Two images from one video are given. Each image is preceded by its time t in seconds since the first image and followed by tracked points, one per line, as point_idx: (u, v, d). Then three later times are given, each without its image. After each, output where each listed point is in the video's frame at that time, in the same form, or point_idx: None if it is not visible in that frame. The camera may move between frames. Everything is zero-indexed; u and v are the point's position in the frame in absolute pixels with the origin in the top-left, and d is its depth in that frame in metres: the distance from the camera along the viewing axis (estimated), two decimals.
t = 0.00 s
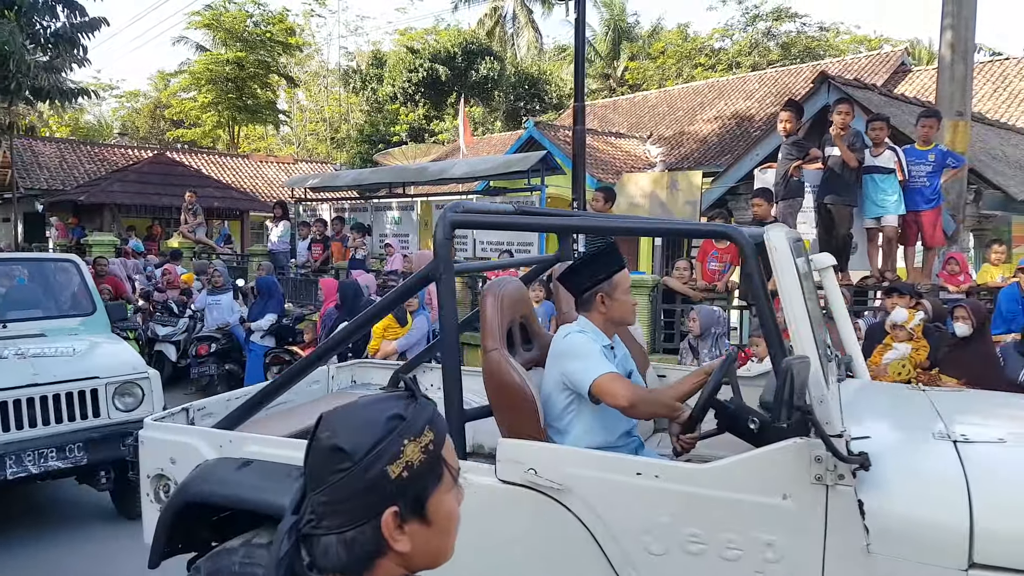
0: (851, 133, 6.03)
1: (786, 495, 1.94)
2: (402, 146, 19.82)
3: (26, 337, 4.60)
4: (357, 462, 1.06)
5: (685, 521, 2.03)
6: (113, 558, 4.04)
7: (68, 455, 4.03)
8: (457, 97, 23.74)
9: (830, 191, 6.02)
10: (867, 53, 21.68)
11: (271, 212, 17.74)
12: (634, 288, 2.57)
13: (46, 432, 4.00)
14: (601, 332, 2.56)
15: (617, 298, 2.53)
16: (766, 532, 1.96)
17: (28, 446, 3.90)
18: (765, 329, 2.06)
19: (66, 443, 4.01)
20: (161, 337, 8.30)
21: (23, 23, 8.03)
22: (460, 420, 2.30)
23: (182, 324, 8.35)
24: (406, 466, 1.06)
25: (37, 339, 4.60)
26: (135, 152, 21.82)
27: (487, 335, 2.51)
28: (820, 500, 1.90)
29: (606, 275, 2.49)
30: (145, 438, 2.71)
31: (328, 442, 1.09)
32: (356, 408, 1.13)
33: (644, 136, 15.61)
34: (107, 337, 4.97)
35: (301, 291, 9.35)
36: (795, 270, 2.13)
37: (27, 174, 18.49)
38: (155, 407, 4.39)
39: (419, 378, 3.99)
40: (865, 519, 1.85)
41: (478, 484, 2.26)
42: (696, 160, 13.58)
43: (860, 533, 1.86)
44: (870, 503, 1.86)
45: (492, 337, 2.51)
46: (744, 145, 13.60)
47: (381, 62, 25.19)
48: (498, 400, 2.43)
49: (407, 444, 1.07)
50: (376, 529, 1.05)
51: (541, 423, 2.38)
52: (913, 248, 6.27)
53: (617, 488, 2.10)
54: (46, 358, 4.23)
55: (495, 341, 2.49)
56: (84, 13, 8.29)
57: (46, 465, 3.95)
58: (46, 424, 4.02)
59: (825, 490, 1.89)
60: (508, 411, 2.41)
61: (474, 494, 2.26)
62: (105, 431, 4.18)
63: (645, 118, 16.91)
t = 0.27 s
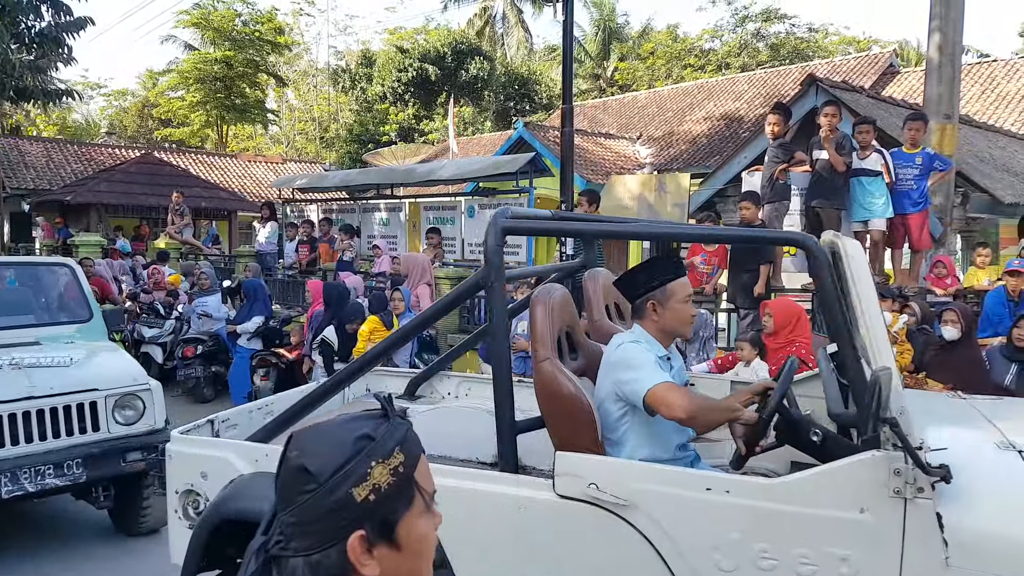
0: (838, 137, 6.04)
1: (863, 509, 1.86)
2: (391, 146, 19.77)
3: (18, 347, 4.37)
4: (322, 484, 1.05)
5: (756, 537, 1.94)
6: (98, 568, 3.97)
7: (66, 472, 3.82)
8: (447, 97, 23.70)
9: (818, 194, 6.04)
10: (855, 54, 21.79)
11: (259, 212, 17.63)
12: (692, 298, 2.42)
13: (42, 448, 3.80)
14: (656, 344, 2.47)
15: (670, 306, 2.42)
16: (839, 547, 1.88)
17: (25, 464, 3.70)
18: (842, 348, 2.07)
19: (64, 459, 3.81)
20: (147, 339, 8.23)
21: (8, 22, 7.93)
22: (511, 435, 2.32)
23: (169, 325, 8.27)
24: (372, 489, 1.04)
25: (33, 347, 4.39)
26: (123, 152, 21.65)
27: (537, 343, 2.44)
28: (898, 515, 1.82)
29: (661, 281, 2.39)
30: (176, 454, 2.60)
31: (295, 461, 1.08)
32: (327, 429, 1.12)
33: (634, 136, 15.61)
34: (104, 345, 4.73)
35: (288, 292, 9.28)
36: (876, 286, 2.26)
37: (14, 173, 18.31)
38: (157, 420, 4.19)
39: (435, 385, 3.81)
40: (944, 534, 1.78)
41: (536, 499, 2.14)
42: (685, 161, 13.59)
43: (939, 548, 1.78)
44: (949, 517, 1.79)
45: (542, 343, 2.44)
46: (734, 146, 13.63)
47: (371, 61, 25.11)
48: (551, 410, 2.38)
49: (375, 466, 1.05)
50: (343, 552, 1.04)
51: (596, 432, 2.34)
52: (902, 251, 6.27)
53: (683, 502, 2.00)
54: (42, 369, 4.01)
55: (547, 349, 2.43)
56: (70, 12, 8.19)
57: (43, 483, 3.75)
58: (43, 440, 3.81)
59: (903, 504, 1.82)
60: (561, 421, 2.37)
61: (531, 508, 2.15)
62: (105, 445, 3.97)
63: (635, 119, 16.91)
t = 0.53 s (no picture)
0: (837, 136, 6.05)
1: (945, 520, 1.76)
2: (387, 145, 19.75)
3: (25, 353, 4.20)
4: (295, 495, 1.03)
5: (832, 549, 1.82)
6: (91, 572, 3.91)
7: (77, 484, 3.62)
8: (443, 96, 23.66)
9: (816, 193, 6.08)
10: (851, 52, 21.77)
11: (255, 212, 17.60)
12: (754, 306, 2.22)
13: (52, 460, 3.61)
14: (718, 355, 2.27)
15: (725, 314, 2.23)
16: (918, 559, 1.77)
17: (34, 477, 3.50)
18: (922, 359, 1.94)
19: (75, 471, 3.60)
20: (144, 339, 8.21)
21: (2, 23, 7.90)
22: (565, 443, 2.20)
23: (164, 326, 8.23)
24: (344, 503, 1.02)
25: (40, 353, 4.20)
26: (119, 152, 21.60)
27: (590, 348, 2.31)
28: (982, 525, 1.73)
29: (716, 287, 2.21)
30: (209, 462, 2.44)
31: (269, 472, 1.06)
32: (301, 442, 1.09)
33: (630, 135, 15.59)
34: (113, 351, 4.54)
35: (282, 292, 9.25)
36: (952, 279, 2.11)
37: (10, 174, 18.28)
38: (170, 429, 3.98)
39: (455, 392, 3.58)
40: None
41: (597, 510, 2.00)
42: (681, 160, 13.56)
43: None
44: None
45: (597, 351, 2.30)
46: (731, 145, 13.60)
47: (367, 61, 25.08)
48: (609, 424, 2.22)
49: (348, 479, 1.03)
50: (313, 568, 1.02)
51: (654, 442, 2.17)
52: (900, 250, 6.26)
53: (751, 515, 1.87)
54: (51, 377, 3.82)
55: (603, 358, 2.29)
56: (64, 13, 8.14)
57: (53, 496, 3.54)
58: (52, 451, 3.62)
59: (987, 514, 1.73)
60: (616, 431, 2.21)
61: (592, 520, 2.00)
62: (117, 457, 3.76)
63: (631, 117, 16.88)
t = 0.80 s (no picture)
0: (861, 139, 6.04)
1: None
2: (404, 146, 19.78)
3: (59, 360, 3.95)
4: (284, 520, 1.02)
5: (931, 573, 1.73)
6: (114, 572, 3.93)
7: (116, 497, 3.39)
8: (459, 97, 23.65)
9: (840, 196, 6.11)
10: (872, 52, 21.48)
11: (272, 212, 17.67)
12: (825, 320, 2.08)
13: (91, 471, 3.38)
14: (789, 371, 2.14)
15: (794, 329, 2.10)
16: None
17: (73, 489, 3.27)
18: (1017, 366, 1.91)
19: (114, 483, 3.37)
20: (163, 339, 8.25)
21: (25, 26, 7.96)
22: (643, 460, 2.07)
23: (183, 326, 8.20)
24: (335, 528, 1.01)
25: (74, 359, 3.99)
26: (140, 153, 21.79)
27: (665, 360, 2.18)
28: None
29: (784, 301, 2.08)
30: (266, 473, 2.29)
31: (263, 496, 1.06)
32: (299, 465, 1.09)
33: (647, 136, 15.49)
34: (149, 358, 4.28)
35: (298, 292, 9.25)
36: None
37: (33, 173, 18.49)
38: (211, 440, 3.74)
39: (495, 399, 3.44)
40: None
41: (680, 528, 1.89)
42: (700, 161, 13.44)
43: None
44: None
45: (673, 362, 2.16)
46: (749, 145, 13.46)
47: (384, 62, 25.14)
48: (688, 440, 2.10)
49: (339, 503, 1.02)
50: None
51: (737, 460, 2.06)
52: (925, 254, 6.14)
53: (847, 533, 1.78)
54: (88, 385, 3.61)
55: (679, 369, 2.15)
56: (86, 15, 8.16)
57: (92, 510, 3.32)
58: (91, 462, 3.39)
59: None
60: (695, 449, 2.10)
61: (674, 540, 1.89)
62: (157, 468, 3.54)
63: (648, 118, 16.77)
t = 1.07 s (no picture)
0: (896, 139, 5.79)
1: None
2: (430, 147, 19.81)
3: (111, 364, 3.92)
4: (309, 538, 0.98)
5: None
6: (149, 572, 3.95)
7: (171, 508, 3.34)
8: (485, 97, 23.65)
9: (874, 198, 5.90)
10: (906, 50, 21.08)
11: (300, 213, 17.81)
12: (922, 331, 1.95)
13: (145, 480, 3.34)
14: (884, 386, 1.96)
15: (889, 341, 1.95)
16: None
17: (128, 500, 3.21)
18: None
19: (169, 494, 3.33)
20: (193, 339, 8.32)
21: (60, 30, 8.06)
22: (735, 473, 2.03)
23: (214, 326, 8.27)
24: (360, 548, 0.97)
25: (125, 364, 3.97)
26: (171, 154, 22.08)
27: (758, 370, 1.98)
28: None
29: (877, 312, 1.94)
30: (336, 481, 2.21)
31: (287, 511, 1.03)
32: (324, 480, 1.05)
33: (675, 136, 15.34)
34: (198, 362, 4.28)
35: (327, 293, 9.29)
36: None
37: (67, 174, 18.82)
38: (264, 449, 3.74)
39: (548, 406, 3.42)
40: None
41: (773, 546, 1.75)
42: (729, 161, 13.26)
43: None
44: None
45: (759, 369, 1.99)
46: (780, 145, 13.25)
47: (410, 63, 25.24)
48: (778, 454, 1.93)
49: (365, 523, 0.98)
50: None
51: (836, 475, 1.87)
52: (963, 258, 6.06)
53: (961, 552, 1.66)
54: (140, 392, 3.59)
55: (772, 379, 1.96)
56: (119, 19, 8.22)
57: (147, 521, 3.26)
58: (146, 471, 3.35)
59: None
60: (790, 466, 1.91)
61: (770, 558, 1.75)
62: (211, 478, 3.51)
63: (677, 117, 16.61)
